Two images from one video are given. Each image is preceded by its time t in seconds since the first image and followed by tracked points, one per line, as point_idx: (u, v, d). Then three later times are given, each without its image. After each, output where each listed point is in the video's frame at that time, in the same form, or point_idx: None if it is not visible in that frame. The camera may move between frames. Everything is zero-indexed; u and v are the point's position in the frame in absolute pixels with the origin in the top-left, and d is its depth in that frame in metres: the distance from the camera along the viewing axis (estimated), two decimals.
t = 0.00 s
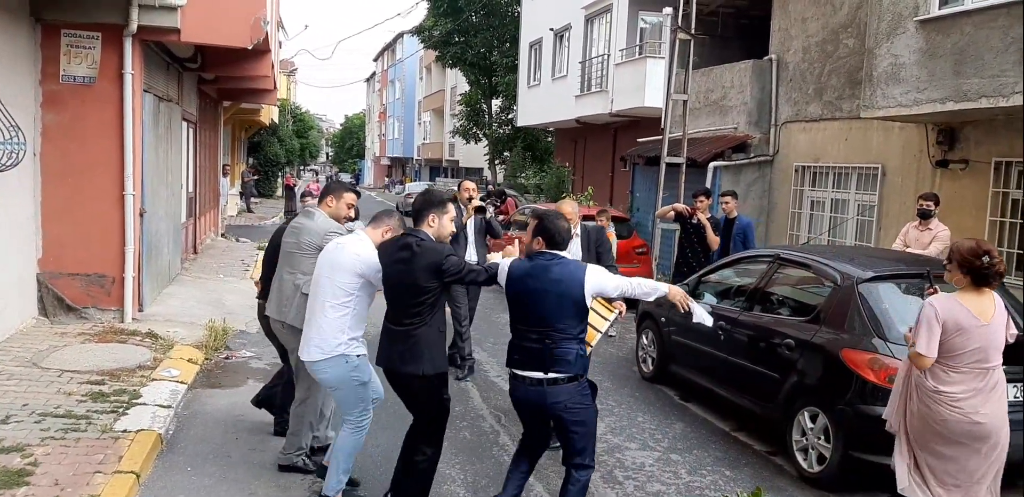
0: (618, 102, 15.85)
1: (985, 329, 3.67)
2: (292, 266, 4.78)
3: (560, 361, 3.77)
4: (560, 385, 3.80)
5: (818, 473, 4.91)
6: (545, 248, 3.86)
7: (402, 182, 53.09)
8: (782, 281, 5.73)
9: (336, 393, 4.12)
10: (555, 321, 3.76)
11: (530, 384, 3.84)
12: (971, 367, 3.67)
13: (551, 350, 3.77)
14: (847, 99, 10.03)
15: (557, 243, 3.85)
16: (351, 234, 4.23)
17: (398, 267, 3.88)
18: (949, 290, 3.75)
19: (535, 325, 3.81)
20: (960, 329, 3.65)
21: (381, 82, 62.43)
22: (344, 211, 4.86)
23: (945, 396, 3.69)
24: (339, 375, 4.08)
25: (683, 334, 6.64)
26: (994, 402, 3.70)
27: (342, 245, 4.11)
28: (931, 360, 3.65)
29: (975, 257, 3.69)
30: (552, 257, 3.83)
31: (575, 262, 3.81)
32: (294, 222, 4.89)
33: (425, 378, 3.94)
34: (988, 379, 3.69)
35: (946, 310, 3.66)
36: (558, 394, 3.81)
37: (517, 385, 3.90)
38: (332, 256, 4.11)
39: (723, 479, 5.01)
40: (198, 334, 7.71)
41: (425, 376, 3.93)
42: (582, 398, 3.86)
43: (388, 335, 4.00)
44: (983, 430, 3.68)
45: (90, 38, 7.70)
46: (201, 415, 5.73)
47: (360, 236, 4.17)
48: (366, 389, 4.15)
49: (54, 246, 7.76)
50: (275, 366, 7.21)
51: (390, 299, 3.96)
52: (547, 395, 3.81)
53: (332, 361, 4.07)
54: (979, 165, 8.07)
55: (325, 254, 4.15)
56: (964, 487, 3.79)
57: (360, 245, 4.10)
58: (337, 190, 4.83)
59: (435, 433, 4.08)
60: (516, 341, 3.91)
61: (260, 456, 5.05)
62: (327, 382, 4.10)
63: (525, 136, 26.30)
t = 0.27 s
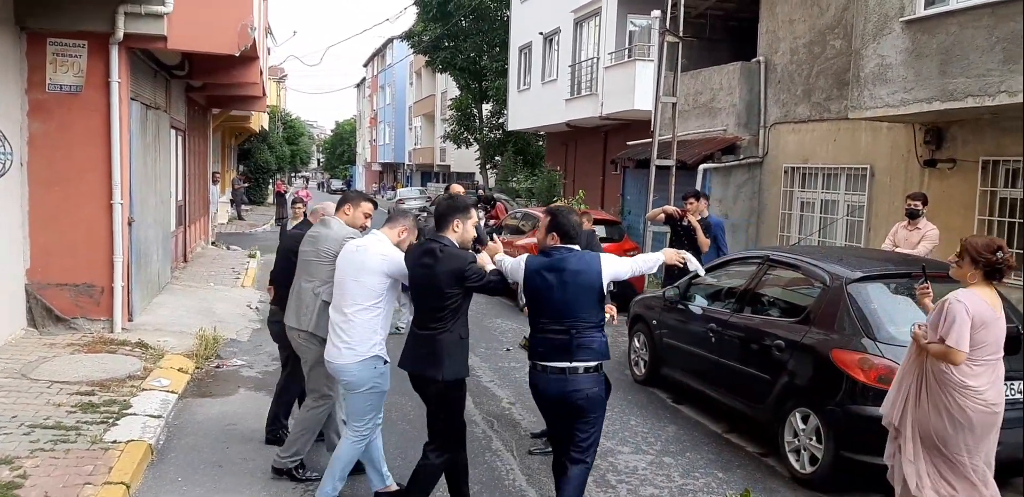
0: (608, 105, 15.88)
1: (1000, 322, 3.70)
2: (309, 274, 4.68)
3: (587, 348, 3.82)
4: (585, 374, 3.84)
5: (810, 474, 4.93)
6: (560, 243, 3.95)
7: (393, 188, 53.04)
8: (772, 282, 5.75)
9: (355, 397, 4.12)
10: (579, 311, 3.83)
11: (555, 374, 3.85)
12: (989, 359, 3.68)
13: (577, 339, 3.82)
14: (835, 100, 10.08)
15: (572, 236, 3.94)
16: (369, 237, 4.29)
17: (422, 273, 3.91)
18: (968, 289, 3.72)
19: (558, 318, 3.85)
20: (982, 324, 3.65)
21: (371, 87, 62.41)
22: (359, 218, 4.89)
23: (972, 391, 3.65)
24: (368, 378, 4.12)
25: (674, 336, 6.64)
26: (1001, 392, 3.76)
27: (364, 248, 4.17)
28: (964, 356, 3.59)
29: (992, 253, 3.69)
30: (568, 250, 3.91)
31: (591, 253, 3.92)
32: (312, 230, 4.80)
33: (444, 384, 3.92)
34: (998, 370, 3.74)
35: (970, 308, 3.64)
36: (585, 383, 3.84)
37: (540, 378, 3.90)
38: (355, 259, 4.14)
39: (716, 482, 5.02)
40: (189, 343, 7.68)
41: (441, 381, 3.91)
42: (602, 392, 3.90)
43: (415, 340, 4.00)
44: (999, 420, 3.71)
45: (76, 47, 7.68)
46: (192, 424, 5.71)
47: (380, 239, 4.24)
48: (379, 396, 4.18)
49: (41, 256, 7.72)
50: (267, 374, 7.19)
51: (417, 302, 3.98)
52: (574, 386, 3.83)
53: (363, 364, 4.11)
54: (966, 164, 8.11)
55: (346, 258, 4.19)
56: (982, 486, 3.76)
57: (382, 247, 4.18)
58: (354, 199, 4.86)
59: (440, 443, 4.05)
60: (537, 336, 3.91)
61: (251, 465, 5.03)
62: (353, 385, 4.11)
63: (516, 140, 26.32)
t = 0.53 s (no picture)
0: (614, 108, 15.88)
1: None
2: (339, 280, 4.62)
3: (612, 359, 3.94)
4: (610, 385, 3.96)
5: (816, 477, 4.91)
6: (584, 254, 4.01)
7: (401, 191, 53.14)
8: (778, 284, 5.73)
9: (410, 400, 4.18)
10: (605, 322, 3.93)
11: (582, 383, 3.97)
12: None
13: (604, 351, 3.92)
14: (842, 102, 10.05)
15: (595, 251, 4.01)
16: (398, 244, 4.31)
17: (458, 275, 3.94)
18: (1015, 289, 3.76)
19: (585, 329, 3.95)
20: None
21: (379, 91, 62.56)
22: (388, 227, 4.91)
23: None
24: (412, 382, 4.14)
25: (680, 339, 6.63)
26: None
27: (396, 255, 4.20)
28: None
29: None
30: (591, 262, 3.98)
31: (614, 265, 3.99)
32: (341, 237, 4.76)
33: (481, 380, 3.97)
34: None
35: None
36: (610, 393, 3.96)
37: (567, 385, 4.02)
38: (388, 268, 4.18)
39: (721, 484, 5.00)
40: (196, 346, 7.71)
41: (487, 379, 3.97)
42: (631, 394, 4.04)
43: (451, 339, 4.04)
44: None
45: (85, 51, 7.74)
46: (198, 426, 5.73)
47: (410, 247, 4.27)
48: (440, 395, 4.23)
49: (48, 259, 7.76)
50: (274, 376, 7.21)
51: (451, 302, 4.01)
52: (599, 395, 3.95)
53: (407, 368, 4.13)
54: (973, 167, 8.08)
55: (378, 268, 4.22)
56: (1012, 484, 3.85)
57: (414, 254, 4.21)
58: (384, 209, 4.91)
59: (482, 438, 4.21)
60: (565, 345, 4.03)
61: (257, 466, 5.05)
62: (402, 390, 4.15)
63: (523, 144, 26.33)
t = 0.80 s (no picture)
0: (617, 104, 15.86)
1: None
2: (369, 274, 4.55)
3: (647, 336, 4.04)
4: (648, 359, 4.05)
5: (823, 471, 4.91)
6: (621, 237, 4.17)
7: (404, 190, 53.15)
8: (784, 279, 5.73)
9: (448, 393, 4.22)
10: (640, 301, 4.04)
11: (618, 359, 4.05)
12: None
13: (639, 328, 4.03)
14: (844, 95, 10.03)
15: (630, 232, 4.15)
16: (435, 234, 4.31)
17: (499, 270, 3.98)
18: None
19: (620, 309, 4.05)
20: None
21: (381, 90, 62.55)
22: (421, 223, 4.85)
23: None
24: (454, 373, 4.20)
25: (685, 335, 6.62)
26: None
27: (436, 246, 4.21)
28: None
29: None
30: (627, 244, 4.12)
31: (650, 248, 4.14)
32: (370, 232, 4.67)
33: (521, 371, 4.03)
34: None
35: None
36: (648, 368, 4.05)
37: (604, 363, 4.09)
38: (429, 260, 4.18)
39: (728, 479, 5.01)
40: (202, 346, 7.73)
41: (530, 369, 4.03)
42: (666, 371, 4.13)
43: (488, 331, 4.09)
44: None
45: (86, 53, 7.76)
46: (206, 426, 5.75)
47: (448, 236, 4.28)
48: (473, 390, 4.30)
49: (54, 262, 7.78)
50: (280, 375, 7.23)
51: (489, 296, 4.06)
52: (637, 372, 4.03)
53: (448, 359, 4.17)
54: (978, 159, 8.05)
55: (417, 259, 4.23)
56: None
57: (453, 245, 4.23)
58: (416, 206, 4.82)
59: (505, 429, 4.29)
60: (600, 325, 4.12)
61: (265, 465, 5.07)
62: (441, 381, 4.20)
63: (525, 141, 26.30)
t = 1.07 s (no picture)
0: (617, 96, 15.81)
1: None
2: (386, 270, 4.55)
3: (674, 325, 4.18)
4: (677, 345, 4.19)
5: (823, 460, 4.91)
6: (648, 227, 4.25)
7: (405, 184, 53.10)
8: (784, 269, 5.70)
9: (480, 389, 4.24)
10: (666, 292, 4.17)
11: (645, 349, 4.15)
12: None
13: (666, 318, 4.15)
14: (845, 85, 9.99)
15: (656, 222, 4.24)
16: (455, 234, 4.28)
17: (530, 266, 3.96)
18: None
19: (648, 299, 4.15)
20: None
21: (381, 84, 62.43)
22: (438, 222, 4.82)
23: None
24: (489, 368, 4.23)
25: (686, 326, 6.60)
26: None
27: (461, 247, 4.19)
28: None
29: None
30: (654, 236, 4.22)
31: (674, 239, 4.25)
32: (388, 229, 4.68)
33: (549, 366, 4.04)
34: None
35: None
36: (676, 355, 4.19)
37: (633, 355, 4.18)
38: (454, 260, 4.17)
39: (728, 468, 5.00)
40: (202, 340, 7.74)
41: (556, 363, 4.04)
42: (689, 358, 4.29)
43: (515, 326, 4.09)
44: None
45: (85, 48, 7.73)
46: (206, 419, 5.75)
47: (470, 236, 4.26)
48: (503, 384, 4.34)
49: (53, 257, 7.78)
50: (280, 369, 7.23)
51: (518, 291, 4.03)
52: (666, 359, 4.15)
53: (481, 356, 4.18)
54: (979, 147, 8.01)
55: (441, 260, 4.22)
56: None
57: (476, 244, 4.21)
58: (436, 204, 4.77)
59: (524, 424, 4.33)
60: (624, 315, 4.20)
61: (264, 458, 5.07)
62: (476, 378, 4.21)
63: (526, 134, 26.24)
